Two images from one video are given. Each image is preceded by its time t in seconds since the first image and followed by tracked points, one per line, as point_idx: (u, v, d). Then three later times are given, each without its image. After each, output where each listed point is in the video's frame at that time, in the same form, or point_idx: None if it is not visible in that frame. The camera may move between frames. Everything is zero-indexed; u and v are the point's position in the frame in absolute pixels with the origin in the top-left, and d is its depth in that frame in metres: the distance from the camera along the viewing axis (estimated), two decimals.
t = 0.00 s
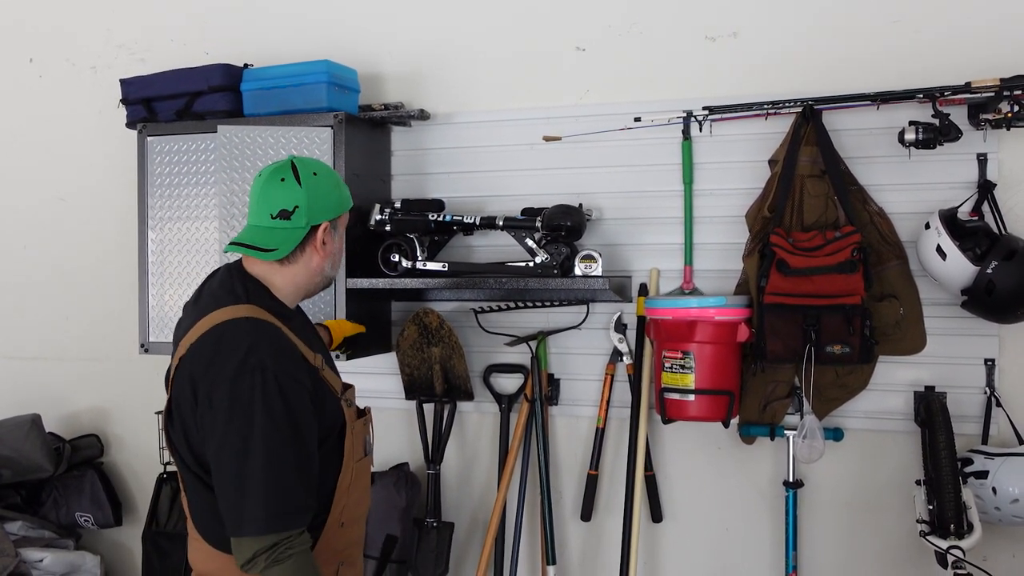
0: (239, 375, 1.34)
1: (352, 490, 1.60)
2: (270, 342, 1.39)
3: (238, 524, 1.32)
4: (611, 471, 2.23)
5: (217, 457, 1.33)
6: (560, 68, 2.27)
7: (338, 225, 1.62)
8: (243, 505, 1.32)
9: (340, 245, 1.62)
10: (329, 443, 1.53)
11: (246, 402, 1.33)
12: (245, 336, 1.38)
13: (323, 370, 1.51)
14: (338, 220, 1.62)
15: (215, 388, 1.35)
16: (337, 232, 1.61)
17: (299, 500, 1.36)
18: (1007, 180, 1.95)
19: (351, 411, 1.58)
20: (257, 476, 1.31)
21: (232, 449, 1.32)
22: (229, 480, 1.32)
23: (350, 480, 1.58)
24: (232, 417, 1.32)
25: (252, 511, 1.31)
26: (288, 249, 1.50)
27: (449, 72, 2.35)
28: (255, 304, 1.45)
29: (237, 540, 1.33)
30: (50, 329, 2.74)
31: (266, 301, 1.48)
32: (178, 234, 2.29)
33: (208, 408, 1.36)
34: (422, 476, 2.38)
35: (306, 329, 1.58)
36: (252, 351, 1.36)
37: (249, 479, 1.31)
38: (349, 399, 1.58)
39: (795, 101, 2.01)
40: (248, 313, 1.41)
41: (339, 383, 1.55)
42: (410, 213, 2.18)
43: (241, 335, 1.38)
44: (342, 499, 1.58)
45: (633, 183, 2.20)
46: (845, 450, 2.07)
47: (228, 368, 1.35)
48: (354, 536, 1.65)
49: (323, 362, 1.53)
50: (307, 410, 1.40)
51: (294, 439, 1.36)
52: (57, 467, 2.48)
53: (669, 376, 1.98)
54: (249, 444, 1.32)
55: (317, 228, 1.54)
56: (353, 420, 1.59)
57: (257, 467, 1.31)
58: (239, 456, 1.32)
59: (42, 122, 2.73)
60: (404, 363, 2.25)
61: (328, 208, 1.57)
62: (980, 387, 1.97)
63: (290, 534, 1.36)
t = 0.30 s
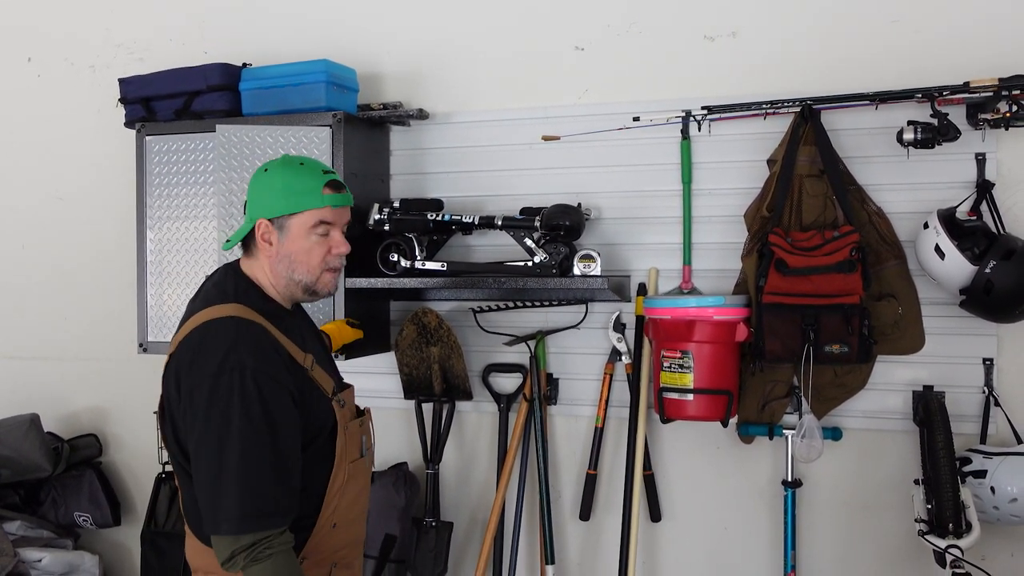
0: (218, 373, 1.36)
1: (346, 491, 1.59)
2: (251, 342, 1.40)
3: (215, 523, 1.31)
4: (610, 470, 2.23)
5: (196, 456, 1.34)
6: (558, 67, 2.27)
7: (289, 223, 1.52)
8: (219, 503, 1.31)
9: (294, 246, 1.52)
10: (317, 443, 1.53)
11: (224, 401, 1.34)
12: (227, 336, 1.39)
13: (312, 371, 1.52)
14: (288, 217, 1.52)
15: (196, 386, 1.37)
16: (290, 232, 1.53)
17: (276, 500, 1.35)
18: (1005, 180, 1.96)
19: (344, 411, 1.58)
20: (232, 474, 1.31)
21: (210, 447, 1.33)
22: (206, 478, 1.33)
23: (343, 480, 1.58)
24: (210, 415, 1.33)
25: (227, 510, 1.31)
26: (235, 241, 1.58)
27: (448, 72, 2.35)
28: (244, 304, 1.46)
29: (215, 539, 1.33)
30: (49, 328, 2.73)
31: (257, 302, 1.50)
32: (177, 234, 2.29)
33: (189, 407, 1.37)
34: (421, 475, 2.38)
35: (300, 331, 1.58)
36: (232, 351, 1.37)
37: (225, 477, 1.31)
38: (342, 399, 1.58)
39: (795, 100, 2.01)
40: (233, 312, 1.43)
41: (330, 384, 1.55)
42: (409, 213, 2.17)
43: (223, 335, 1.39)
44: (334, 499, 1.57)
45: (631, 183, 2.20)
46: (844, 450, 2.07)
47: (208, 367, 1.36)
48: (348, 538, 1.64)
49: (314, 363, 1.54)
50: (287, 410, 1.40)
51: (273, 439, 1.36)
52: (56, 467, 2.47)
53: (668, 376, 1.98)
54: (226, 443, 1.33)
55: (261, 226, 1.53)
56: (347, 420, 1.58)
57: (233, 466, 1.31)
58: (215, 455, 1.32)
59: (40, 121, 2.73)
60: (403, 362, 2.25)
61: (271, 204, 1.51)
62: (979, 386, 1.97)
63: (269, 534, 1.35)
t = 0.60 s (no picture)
0: (203, 376, 1.36)
1: (338, 493, 1.58)
2: (237, 343, 1.40)
3: (198, 524, 1.32)
4: (609, 471, 2.23)
5: (182, 457, 1.34)
6: (556, 68, 2.27)
7: (265, 224, 1.52)
8: (202, 505, 1.32)
9: (271, 247, 1.52)
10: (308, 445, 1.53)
11: (207, 403, 1.34)
12: (213, 338, 1.39)
13: (303, 373, 1.51)
14: (265, 218, 1.52)
15: (181, 387, 1.37)
16: (266, 233, 1.52)
17: (259, 502, 1.35)
18: (1003, 180, 1.96)
19: (337, 413, 1.58)
20: (215, 476, 1.31)
21: (194, 449, 1.33)
22: (191, 480, 1.33)
23: (335, 482, 1.57)
24: (194, 417, 1.34)
25: (209, 512, 1.31)
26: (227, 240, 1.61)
27: (447, 72, 2.35)
28: (234, 305, 1.46)
29: (200, 540, 1.33)
30: (47, 329, 2.73)
31: (249, 306, 1.50)
32: (175, 235, 2.29)
33: (175, 408, 1.38)
34: (419, 475, 2.38)
35: (292, 333, 1.58)
36: (217, 353, 1.38)
37: (208, 479, 1.32)
38: (335, 401, 1.58)
39: (793, 101, 2.01)
40: (222, 314, 1.43)
41: (322, 386, 1.54)
42: (407, 214, 2.17)
43: (210, 336, 1.40)
44: (326, 501, 1.56)
45: (630, 183, 2.20)
46: (842, 450, 2.07)
47: (194, 369, 1.37)
48: (341, 543, 1.63)
49: (305, 364, 1.53)
50: (273, 412, 1.40)
51: (257, 441, 1.36)
52: (54, 468, 2.47)
53: (667, 376, 1.98)
54: (209, 444, 1.33)
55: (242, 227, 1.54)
56: (340, 422, 1.58)
57: (216, 468, 1.32)
58: (199, 457, 1.33)
59: (39, 122, 2.73)
60: (401, 363, 2.25)
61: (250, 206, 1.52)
62: (977, 386, 1.97)
63: (254, 536, 1.35)
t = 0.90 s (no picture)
0: (200, 373, 1.36)
1: (337, 495, 1.58)
2: (234, 342, 1.40)
3: (192, 522, 1.31)
4: (608, 472, 2.23)
5: (176, 455, 1.34)
6: (556, 69, 2.27)
7: (269, 223, 1.52)
8: (196, 503, 1.31)
9: (274, 245, 1.52)
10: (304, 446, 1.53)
11: (203, 401, 1.34)
12: (211, 336, 1.39)
13: (301, 373, 1.51)
14: (269, 217, 1.52)
15: (177, 385, 1.37)
16: (270, 231, 1.52)
17: (253, 502, 1.34)
18: (1002, 181, 1.96)
19: (335, 413, 1.58)
20: (209, 474, 1.31)
21: (188, 447, 1.33)
22: (185, 477, 1.33)
23: (333, 482, 1.57)
24: (190, 415, 1.33)
25: (203, 510, 1.30)
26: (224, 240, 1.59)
27: (446, 73, 2.35)
28: (234, 305, 1.46)
29: (191, 538, 1.33)
30: (47, 329, 2.73)
31: (248, 307, 1.50)
32: (175, 236, 2.29)
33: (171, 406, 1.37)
34: (418, 476, 2.38)
35: (290, 334, 1.58)
36: (214, 351, 1.38)
37: (202, 477, 1.31)
38: (332, 402, 1.58)
39: (793, 101, 2.01)
40: (220, 313, 1.43)
41: (320, 387, 1.54)
42: (407, 214, 2.17)
43: (208, 335, 1.40)
44: (324, 502, 1.56)
45: (629, 183, 2.20)
46: (842, 451, 2.07)
47: (191, 367, 1.37)
48: (341, 545, 1.62)
49: (302, 364, 1.53)
50: (268, 412, 1.40)
51: (253, 441, 1.36)
52: (54, 469, 2.47)
53: (666, 377, 1.98)
54: (204, 442, 1.33)
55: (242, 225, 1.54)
56: (338, 423, 1.58)
57: (210, 466, 1.31)
58: (194, 454, 1.32)
59: (38, 122, 2.73)
60: (401, 364, 2.25)
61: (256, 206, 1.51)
62: (976, 386, 1.98)
63: (245, 535, 1.34)
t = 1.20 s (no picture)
0: (218, 377, 1.35)
1: (343, 494, 1.59)
2: (251, 344, 1.39)
3: (214, 525, 1.31)
4: (609, 473, 2.23)
5: (195, 459, 1.33)
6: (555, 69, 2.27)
7: (331, 223, 1.57)
8: (218, 506, 1.31)
9: (332, 244, 1.58)
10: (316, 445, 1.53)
11: (223, 405, 1.33)
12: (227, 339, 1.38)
13: (311, 373, 1.51)
14: (331, 218, 1.57)
15: (195, 388, 1.36)
16: (330, 231, 1.57)
17: (274, 504, 1.35)
18: (1002, 181, 1.96)
19: (342, 414, 1.58)
20: (232, 477, 1.31)
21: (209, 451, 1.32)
22: (206, 481, 1.32)
23: (340, 483, 1.58)
24: (209, 419, 1.33)
25: (225, 514, 1.31)
26: (272, 247, 1.48)
27: (446, 73, 2.35)
28: (244, 306, 1.46)
29: (212, 541, 1.33)
30: (46, 330, 2.73)
31: (256, 306, 1.49)
32: (175, 237, 2.29)
33: (187, 409, 1.36)
34: (419, 476, 2.38)
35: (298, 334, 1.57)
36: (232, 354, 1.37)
37: (224, 480, 1.31)
38: (340, 402, 1.58)
39: (793, 102, 2.01)
40: (233, 315, 1.42)
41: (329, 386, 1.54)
42: (407, 215, 2.17)
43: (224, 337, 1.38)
44: (332, 502, 1.57)
45: (629, 184, 2.20)
46: (842, 451, 2.07)
47: (209, 370, 1.36)
48: (346, 541, 1.64)
49: (312, 364, 1.53)
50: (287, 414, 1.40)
51: (273, 443, 1.36)
52: (54, 470, 2.47)
53: (666, 378, 1.98)
54: (226, 446, 1.32)
55: (304, 227, 1.51)
56: (345, 423, 1.58)
57: (233, 470, 1.31)
58: (215, 458, 1.32)
59: (38, 123, 2.73)
60: (401, 364, 2.25)
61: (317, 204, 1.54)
62: (976, 386, 1.98)
63: (264, 537, 1.35)
